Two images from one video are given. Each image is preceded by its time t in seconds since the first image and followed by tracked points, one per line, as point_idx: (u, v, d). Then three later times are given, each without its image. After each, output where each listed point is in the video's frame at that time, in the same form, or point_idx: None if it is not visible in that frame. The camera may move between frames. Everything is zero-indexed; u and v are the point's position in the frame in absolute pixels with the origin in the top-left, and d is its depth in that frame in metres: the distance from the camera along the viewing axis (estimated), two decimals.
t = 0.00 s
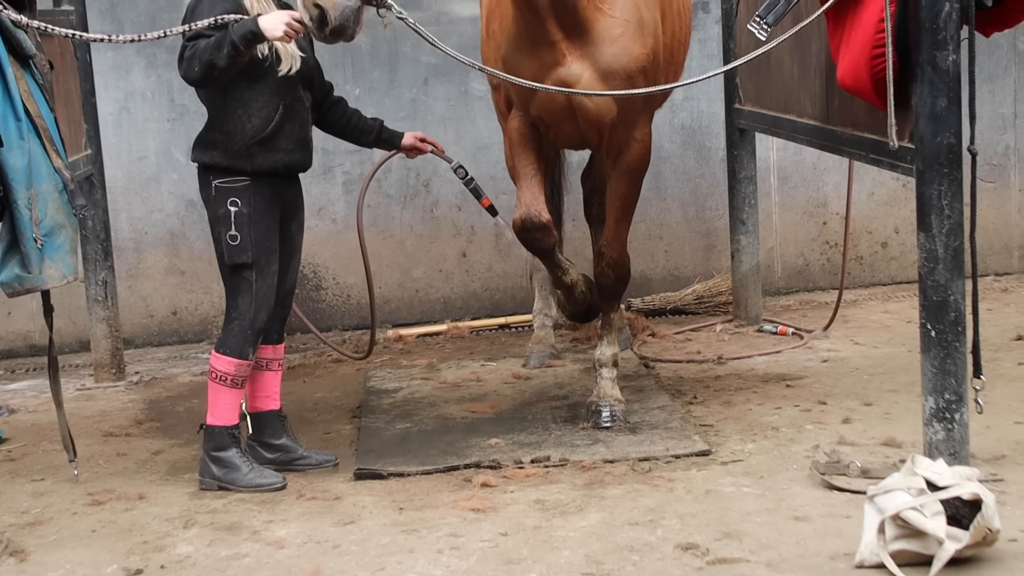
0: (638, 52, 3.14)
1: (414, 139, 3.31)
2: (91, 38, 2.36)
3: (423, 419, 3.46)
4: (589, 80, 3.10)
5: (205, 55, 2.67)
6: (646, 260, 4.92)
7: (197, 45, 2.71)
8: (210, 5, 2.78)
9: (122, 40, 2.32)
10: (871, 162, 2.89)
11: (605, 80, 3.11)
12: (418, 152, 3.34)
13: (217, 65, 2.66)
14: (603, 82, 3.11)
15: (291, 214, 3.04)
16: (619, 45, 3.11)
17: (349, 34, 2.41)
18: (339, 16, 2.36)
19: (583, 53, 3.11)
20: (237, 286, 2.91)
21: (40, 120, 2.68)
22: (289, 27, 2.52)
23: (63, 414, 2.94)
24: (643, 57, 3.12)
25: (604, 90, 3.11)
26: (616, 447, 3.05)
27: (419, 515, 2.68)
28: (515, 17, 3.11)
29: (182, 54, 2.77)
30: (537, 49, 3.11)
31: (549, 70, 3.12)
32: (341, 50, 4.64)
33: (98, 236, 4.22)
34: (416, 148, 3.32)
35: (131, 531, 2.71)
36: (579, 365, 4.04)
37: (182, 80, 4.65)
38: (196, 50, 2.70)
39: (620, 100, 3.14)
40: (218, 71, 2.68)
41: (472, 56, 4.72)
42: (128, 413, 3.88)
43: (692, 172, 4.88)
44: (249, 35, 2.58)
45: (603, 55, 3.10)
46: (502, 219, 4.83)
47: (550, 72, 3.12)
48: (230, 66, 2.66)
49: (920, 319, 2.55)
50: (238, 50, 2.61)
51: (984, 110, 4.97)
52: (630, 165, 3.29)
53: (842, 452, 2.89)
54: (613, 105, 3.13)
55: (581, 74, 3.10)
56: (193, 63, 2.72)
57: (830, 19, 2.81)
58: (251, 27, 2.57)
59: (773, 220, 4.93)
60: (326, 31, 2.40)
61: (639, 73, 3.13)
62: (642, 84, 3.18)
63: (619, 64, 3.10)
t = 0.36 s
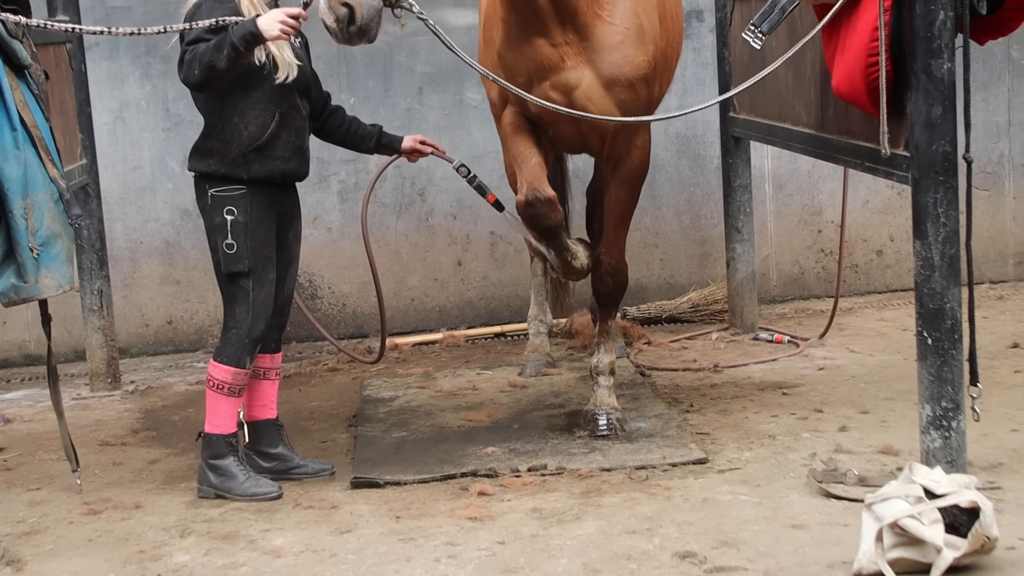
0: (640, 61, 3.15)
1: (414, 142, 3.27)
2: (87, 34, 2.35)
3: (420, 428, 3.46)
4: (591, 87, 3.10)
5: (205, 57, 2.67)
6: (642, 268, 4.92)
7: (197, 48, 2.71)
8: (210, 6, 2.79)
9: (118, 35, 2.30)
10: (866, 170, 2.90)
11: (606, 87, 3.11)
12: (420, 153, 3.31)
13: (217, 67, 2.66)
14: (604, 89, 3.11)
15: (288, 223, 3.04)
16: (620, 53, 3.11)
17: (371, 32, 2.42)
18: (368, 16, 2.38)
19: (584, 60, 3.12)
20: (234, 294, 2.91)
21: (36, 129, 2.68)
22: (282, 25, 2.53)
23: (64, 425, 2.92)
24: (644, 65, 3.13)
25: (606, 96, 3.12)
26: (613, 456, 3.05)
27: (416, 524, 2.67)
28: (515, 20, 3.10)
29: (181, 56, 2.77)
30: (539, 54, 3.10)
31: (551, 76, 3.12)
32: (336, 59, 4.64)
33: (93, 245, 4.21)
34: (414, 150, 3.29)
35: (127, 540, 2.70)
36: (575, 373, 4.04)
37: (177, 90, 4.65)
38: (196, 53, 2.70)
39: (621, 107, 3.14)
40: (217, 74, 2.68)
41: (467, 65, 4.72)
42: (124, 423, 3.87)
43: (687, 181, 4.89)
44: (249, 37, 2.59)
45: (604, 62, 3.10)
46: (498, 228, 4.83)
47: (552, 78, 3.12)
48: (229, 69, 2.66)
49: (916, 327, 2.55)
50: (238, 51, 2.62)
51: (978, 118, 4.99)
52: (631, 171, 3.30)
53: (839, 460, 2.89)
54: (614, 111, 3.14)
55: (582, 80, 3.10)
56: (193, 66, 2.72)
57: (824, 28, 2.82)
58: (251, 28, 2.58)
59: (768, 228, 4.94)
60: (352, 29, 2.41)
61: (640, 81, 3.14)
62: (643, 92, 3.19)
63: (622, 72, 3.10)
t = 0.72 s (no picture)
0: (637, 68, 3.15)
1: (416, 141, 3.26)
2: None
3: (417, 425, 3.46)
4: (587, 92, 3.10)
5: (224, 33, 2.68)
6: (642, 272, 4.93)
7: (218, 26, 2.73)
8: None
9: None
10: (869, 177, 2.91)
11: (602, 93, 3.12)
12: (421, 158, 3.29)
13: (234, 43, 2.66)
14: (600, 95, 3.12)
15: (292, 218, 3.05)
16: (617, 60, 3.12)
17: (389, 26, 2.51)
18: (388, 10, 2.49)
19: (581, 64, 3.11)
20: (248, 288, 2.91)
21: (39, 120, 2.69)
22: (305, 9, 2.52)
23: (44, 417, 2.93)
24: (642, 72, 3.13)
25: (602, 103, 3.12)
26: (610, 457, 3.06)
27: (412, 520, 2.68)
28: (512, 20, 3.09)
29: (201, 36, 2.79)
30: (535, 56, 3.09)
31: (547, 79, 3.11)
32: (342, 57, 4.65)
33: (95, 238, 4.21)
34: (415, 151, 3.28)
35: (123, 531, 2.70)
36: (573, 375, 4.05)
37: (182, 85, 4.65)
38: (217, 30, 2.71)
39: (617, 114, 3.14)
40: (234, 51, 2.68)
41: (472, 65, 4.73)
42: (122, 415, 3.87)
43: (690, 186, 4.90)
44: (269, 14, 2.58)
45: (601, 68, 3.10)
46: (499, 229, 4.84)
47: (548, 80, 3.11)
48: (245, 48, 2.67)
49: (915, 335, 2.56)
50: (257, 28, 2.61)
51: (983, 129, 5.00)
52: (625, 178, 3.30)
53: (835, 466, 2.89)
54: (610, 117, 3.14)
55: (578, 85, 3.10)
56: (211, 43, 2.73)
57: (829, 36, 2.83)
58: (272, 6, 2.57)
59: (770, 235, 4.95)
60: (370, 24, 2.49)
61: (636, 89, 3.14)
62: (639, 100, 3.20)
63: (619, 78, 3.11)
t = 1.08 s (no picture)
0: (617, 61, 3.10)
1: (416, 154, 3.26)
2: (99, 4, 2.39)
3: (415, 420, 3.46)
4: (564, 84, 3.08)
5: (223, 40, 2.68)
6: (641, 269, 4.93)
7: (215, 30, 2.72)
8: None
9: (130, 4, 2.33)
10: (868, 173, 2.91)
11: (580, 86, 3.08)
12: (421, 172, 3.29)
13: (233, 50, 2.66)
14: (577, 88, 3.09)
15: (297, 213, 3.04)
16: (596, 52, 3.07)
17: (360, 34, 2.41)
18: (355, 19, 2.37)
19: (560, 56, 3.09)
20: (263, 283, 2.92)
21: (38, 114, 2.68)
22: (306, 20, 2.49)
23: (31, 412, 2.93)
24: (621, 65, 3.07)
25: (580, 96, 3.10)
26: (607, 452, 3.06)
27: (410, 515, 2.68)
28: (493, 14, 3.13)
29: (199, 38, 2.79)
30: (513, 49, 3.11)
31: (524, 71, 3.11)
32: (340, 52, 4.64)
33: (93, 232, 4.21)
34: (416, 164, 3.27)
35: (121, 525, 2.70)
36: (572, 371, 4.05)
37: (181, 79, 4.65)
38: (214, 34, 2.71)
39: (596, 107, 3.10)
40: (233, 57, 2.68)
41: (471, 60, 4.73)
42: (120, 409, 3.87)
43: (688, 182, 4.90)
44: (270, 23, 2.56)
45: (578, 60, 3.07)
46: (498, 224, 4.83)
47: (525, 72, 3.11)
48: (245, 55, 2.67)
49: (913, 330, 2.56)
50: (256, 37, 2.60)
51: (981, 125, 5.00)
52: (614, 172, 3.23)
53: (833, 461, 2.90)
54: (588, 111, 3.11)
55: (554, 76, 3.08)
56: (209, 47, 2.73)
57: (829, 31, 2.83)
58: (273, 15, 2.55)
59: (768, 231, 4.95)
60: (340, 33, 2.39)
61: (616, 82, 3.09)
62: (621, 93, 3.14)
63: (596, 71, 3.06)
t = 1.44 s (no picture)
0: (599, 65, 3.05)
1: (410, 164, 3.32)
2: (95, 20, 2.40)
3: (414, 422, 3.46)
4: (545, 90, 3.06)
5: (219, 51, 2.67)
6: (639, 269, 4.93)
7: (212, 41, 2.70)
8: None
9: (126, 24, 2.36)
10: (865, 173, 2.91)
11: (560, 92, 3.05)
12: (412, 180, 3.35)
13: (230, 62, 2.67)
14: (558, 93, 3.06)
15: (298, 216, 3.04)
16: (577, 57, 3.04)
17: (360, 23, 2.35)
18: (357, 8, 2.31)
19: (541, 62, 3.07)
20: (250, 287, 2.93)
21: (35, 116, 2.68)
22: (301, 26, 2.51)
23: (43, 412, 2.97)
24: (601, 70, 3.03)
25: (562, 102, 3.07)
26: (606, 453, 3.06)
27: (408, 517, 2.68)
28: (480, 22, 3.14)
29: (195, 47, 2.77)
30: (498, 57, 3.11)
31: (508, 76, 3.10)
32: (338, 53, 4.64)
33: (91, 234, 4.20)
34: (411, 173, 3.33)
35: (119, 528, 2.70)
36: (570, 372, 4.05)
37: (178, 81, 4.64)
38: (210, 46, 2.70)
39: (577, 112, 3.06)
40: (231, 70, 2.69)
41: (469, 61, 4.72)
42: (118, 411, 3.86)
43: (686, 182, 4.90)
44: (266, 33, 2.58)
45: (558, 66, 3.04)
46: (496, 225, 4.83)
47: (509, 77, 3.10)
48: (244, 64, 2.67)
49: (912, 331, 2.56)
50: (252, 48, 2.62)
51: (978, 125, 4.99)
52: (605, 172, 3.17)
53: (831, 462, 2.89)
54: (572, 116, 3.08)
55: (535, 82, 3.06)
56: (205, 59, 2.71)
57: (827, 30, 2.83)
58: (268, 24, 2.57)
59: (766, 231, 4.95)
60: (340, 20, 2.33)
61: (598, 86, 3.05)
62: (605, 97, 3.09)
63: (575, 76, 3.03)
